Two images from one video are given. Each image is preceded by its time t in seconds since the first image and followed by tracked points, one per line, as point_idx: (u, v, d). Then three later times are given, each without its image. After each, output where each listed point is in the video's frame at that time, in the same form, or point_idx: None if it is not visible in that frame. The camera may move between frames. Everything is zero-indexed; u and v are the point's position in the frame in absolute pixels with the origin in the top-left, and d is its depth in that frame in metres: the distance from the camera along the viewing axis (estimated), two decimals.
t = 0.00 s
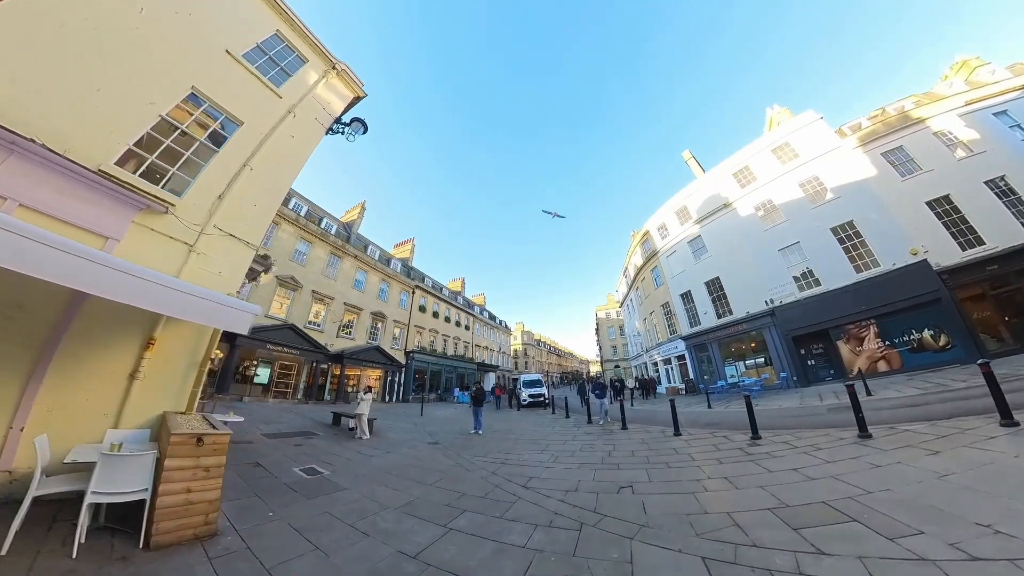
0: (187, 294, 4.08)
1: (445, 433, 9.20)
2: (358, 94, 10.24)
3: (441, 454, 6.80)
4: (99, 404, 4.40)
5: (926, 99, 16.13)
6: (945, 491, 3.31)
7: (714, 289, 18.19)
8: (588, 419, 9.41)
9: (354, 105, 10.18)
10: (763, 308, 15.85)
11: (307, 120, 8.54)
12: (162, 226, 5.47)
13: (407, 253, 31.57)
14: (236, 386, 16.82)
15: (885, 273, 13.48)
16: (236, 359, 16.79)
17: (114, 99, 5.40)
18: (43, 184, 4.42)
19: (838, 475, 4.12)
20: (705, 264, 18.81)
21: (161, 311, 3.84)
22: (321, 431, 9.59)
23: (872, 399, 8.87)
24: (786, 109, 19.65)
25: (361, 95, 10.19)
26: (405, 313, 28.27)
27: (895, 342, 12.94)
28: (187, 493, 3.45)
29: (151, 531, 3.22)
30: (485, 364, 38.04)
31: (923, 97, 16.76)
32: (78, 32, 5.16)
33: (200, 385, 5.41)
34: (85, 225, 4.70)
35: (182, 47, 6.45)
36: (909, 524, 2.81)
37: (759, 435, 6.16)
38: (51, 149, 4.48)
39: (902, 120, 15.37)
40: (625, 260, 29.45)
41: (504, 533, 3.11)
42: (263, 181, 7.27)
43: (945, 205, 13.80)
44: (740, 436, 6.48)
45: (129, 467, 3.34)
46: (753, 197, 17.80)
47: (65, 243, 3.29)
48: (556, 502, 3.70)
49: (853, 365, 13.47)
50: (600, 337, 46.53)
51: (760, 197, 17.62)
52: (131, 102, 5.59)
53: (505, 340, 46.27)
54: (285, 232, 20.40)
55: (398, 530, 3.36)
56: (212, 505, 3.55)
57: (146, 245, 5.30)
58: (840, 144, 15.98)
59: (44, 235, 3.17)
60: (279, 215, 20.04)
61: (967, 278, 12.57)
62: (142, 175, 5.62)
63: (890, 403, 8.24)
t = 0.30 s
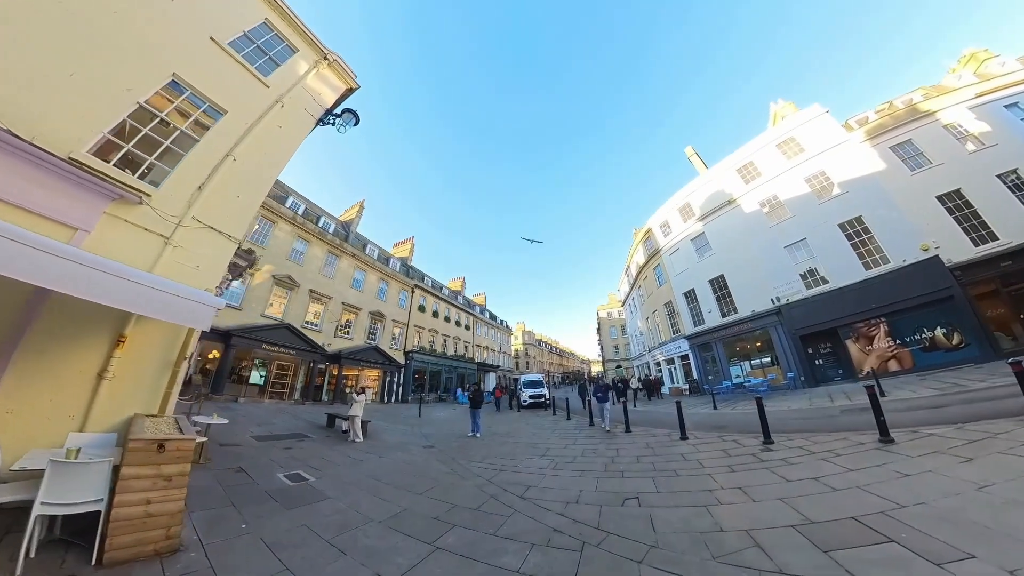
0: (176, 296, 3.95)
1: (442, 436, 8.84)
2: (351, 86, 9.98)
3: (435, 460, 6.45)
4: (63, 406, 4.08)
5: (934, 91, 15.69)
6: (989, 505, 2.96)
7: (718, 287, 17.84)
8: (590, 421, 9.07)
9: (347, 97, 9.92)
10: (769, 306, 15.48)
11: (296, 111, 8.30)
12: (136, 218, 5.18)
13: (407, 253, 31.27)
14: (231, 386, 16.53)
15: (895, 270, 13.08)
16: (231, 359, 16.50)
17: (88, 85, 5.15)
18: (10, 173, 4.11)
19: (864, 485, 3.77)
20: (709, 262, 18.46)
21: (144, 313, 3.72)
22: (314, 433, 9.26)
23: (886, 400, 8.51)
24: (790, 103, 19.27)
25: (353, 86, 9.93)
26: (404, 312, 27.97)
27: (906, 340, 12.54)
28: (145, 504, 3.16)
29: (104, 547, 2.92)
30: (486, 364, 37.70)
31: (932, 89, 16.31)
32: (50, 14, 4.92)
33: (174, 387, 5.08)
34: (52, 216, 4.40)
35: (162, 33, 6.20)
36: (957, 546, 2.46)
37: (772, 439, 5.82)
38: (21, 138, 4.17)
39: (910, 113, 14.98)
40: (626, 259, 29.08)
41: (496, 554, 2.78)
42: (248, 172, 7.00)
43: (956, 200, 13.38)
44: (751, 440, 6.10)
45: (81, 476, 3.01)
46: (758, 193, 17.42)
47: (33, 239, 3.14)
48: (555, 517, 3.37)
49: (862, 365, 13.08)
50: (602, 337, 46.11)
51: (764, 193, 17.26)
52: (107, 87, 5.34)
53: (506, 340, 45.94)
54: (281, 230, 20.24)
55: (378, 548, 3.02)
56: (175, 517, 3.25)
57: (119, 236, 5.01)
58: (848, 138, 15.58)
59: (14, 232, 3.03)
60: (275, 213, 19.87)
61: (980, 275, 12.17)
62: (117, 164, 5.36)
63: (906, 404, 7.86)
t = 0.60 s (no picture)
0: (137, 277, 3.96)
1: (439, 437, 8.52)
2: (346, 76, 9.74)
3: (430, 462, 6.14)
4: (25, 399, 3.78)
5: (942, 82, 15.28)
6: None
7: (723, 283, 17.49)
8: (593, 421, 8.75)
9: (342, 87, 9.68)
10: (775, 303, 15.11)
11: (287, 99, 8.06)
12: (113, 203, 4.91)
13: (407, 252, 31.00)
14: (227, 386, 16.28)
15: (906, 265, 12.69)
16: (227, 359, 16.25)
17: (66, 65, 4.95)
18: None
19: (895, 489, 3.45)
20: (713, 258, 18.10)
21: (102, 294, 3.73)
22: (307, 433, 8.98)
23: (900, 397, 8.17)
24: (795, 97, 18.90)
25: (349, 76, 9.69)
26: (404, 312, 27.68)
27: (918, 337, 12.16)
28: (103, 507, 2.90)
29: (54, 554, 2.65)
30: (487, 364, 37.38)
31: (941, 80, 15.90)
32: None
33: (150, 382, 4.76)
34: (24, 199, 4.15)
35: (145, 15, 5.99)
36: (1015, 560, 2.15)
37: (786, 439, 5.50)
38: None
39: (919, 104, 14.60)
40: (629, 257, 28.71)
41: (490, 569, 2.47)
42: (235, 160, 6.73)
43: (968, 191, 12.99)
44: (764, 440, 5.77)
45: (33, 476, 2.72)
46: (763, 187, 17.07)
47: None
48: (557, 526, 3.06)
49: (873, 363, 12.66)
50: (604, 336, 45.75)
51: (769, 187, 16.90)
52: (85, 69, 5.13)
53: (507, 340, 45.63)
54: (279, 228, 20.14)
55: (357, 560, 2.72)
56: (135, 521, 2.98)
57: (95, 220, 4.73)
58: (855, 130, 15.22)
59: None
60: (273, 210, 19.79)
61: (995, 269, 11.79)
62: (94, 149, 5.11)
63: (923, 402, 7.53)
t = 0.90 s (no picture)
0: (102, 270, 3.57)
1: (437, 440, 8.20)
2: (339, 67, 9.60)
3: (425, 468, 5.82)
4: None
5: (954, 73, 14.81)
6: None
7: (729, 281, 17.11)
8: (597, 424, 8.42)
9: (335, 78, 9.54)
10: (783, 301, 14.73)
11: (276, 89, 7.86)
12: (86, 192, 4.64)
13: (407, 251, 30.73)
14: (224, 386, 16.02)
15: (919, 261, 12.28)
16: (224, 359, 16.02)
17: (37, 48, 4.71)
18: None
19: (935, 503, 3.12)
20: (719, 256, 17.73)
21: (51, 286, 3.33)
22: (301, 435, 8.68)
23: (918, 397, 7.81)
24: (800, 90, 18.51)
25: (341, 67, 9.53)
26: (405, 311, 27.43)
27: (932, 335, 11.77)
28: (53, 522, 2.56)
29: None
30: (488, 364, 37.07)
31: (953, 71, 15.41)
32: None
33: (122, 381, 4.47)
34: None
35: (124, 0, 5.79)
36: None
37: (804, 444, 5.17)
38: None
39: (929, 95, 14.18)
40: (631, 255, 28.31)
41: None
42: (219, 149, 6.48)
43: (983, 184, 12.51)
44: (780, 445, 5.43)
45: None
46: (769, 183, 16.70)
47: None
48: (561, 546, 2.75)
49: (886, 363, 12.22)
50: (606, 336, 45.36)
51: (776, 182, 16.52)
52: (59, 53, 4.89)
53: (509, 340, 45.30)
54: (278, 226, 19.97)
55: None
56: (90, 537, 2.67)
57: (66, 211, 4.46)
58: (864, 123, 14.83)
59: None
60: (271, 208, 19.64)
61: (1013, 264, 11.32)
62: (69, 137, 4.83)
63: (944, 403, 7.18)
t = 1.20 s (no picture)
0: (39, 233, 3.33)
1: (434, 440, 7.89)
2: (333, 56, 9.33)
3: (419, 469, 5.52)
4: None
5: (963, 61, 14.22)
6: None
7: (735, 277, 16.72)
8: (601, 423, 8.09)
9: (329, 66, 9.26)
10: (792, 296, 14.32)
11: (266, 75, 7.60)
12: (58, 172, 4.40)
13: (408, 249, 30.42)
14: (221, 386, 15.79)
15: (933, 253, 11.83)
16: (221, 358, 15.78)
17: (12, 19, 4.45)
18: None
19: (984, 507, 2.78)
20: (724, 251, 17.33)
21: None
22: (294, 435, 8.42)
23: (937, 393, 7.45)
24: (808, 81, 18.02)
25: (336, 55, 9.27)
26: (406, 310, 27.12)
27: (948, 330, 11.26)
28: None
29: None
30: (490, 363, 36.73)
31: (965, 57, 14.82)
32: None
33: (88, 370, 4.24)
34: None
35: None
36: None
37: (824, 444, 4.82)
38: None
39: (940, 83, 13.69)
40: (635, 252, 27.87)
41: None
42: (203, 134, 6.26)
43: (997, 173, 12.04)
44: (797, 445, 5.07)
45: None
46: (775, 175, 16.29)
47: None
48: (561, 559, 2.44)
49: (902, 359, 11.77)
50: (609, 334, 44.95)
51: (783, 174, 16.10)
52: (33, 28, 4.65)
53: (511, 339, 44.98)
54: (276, 224, 19.76)
55: None
56: (30, 539, 2.31)
57: (37, 188, 4.20)
58: (874, 112, 14.38)
59: None
60: (269, 206, 19.44)
61: None
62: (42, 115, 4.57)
63: (967, 399, 6.80)
